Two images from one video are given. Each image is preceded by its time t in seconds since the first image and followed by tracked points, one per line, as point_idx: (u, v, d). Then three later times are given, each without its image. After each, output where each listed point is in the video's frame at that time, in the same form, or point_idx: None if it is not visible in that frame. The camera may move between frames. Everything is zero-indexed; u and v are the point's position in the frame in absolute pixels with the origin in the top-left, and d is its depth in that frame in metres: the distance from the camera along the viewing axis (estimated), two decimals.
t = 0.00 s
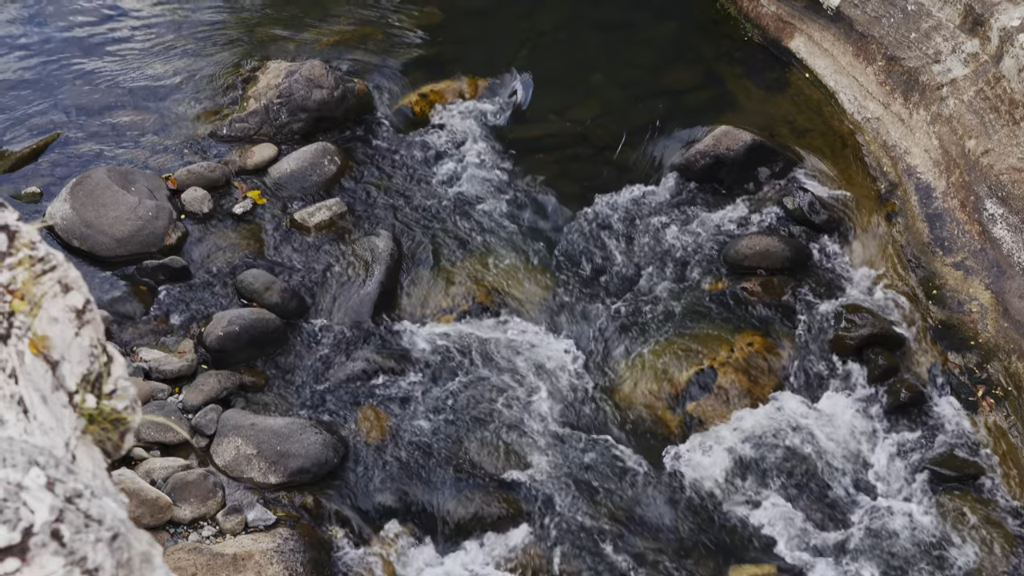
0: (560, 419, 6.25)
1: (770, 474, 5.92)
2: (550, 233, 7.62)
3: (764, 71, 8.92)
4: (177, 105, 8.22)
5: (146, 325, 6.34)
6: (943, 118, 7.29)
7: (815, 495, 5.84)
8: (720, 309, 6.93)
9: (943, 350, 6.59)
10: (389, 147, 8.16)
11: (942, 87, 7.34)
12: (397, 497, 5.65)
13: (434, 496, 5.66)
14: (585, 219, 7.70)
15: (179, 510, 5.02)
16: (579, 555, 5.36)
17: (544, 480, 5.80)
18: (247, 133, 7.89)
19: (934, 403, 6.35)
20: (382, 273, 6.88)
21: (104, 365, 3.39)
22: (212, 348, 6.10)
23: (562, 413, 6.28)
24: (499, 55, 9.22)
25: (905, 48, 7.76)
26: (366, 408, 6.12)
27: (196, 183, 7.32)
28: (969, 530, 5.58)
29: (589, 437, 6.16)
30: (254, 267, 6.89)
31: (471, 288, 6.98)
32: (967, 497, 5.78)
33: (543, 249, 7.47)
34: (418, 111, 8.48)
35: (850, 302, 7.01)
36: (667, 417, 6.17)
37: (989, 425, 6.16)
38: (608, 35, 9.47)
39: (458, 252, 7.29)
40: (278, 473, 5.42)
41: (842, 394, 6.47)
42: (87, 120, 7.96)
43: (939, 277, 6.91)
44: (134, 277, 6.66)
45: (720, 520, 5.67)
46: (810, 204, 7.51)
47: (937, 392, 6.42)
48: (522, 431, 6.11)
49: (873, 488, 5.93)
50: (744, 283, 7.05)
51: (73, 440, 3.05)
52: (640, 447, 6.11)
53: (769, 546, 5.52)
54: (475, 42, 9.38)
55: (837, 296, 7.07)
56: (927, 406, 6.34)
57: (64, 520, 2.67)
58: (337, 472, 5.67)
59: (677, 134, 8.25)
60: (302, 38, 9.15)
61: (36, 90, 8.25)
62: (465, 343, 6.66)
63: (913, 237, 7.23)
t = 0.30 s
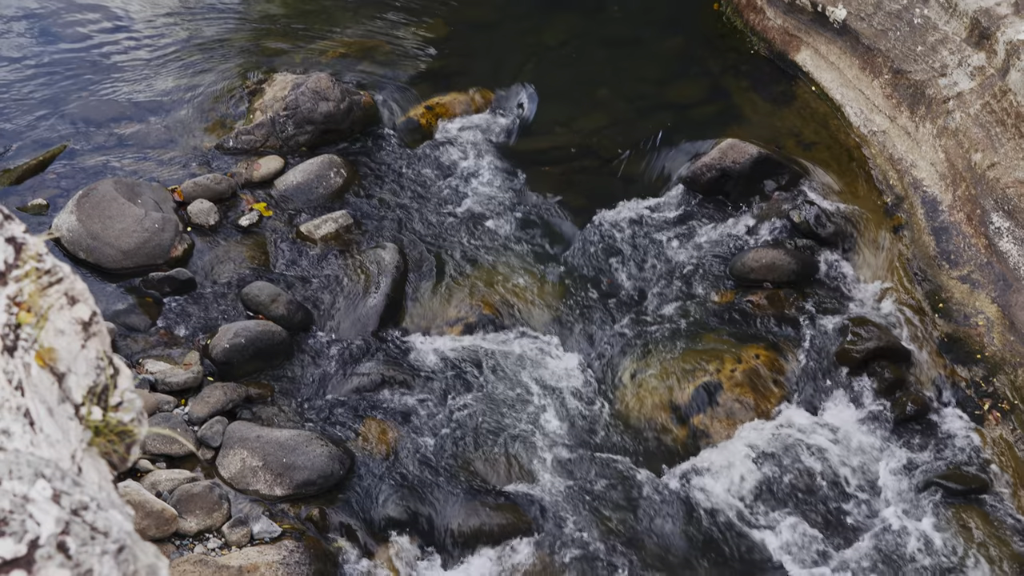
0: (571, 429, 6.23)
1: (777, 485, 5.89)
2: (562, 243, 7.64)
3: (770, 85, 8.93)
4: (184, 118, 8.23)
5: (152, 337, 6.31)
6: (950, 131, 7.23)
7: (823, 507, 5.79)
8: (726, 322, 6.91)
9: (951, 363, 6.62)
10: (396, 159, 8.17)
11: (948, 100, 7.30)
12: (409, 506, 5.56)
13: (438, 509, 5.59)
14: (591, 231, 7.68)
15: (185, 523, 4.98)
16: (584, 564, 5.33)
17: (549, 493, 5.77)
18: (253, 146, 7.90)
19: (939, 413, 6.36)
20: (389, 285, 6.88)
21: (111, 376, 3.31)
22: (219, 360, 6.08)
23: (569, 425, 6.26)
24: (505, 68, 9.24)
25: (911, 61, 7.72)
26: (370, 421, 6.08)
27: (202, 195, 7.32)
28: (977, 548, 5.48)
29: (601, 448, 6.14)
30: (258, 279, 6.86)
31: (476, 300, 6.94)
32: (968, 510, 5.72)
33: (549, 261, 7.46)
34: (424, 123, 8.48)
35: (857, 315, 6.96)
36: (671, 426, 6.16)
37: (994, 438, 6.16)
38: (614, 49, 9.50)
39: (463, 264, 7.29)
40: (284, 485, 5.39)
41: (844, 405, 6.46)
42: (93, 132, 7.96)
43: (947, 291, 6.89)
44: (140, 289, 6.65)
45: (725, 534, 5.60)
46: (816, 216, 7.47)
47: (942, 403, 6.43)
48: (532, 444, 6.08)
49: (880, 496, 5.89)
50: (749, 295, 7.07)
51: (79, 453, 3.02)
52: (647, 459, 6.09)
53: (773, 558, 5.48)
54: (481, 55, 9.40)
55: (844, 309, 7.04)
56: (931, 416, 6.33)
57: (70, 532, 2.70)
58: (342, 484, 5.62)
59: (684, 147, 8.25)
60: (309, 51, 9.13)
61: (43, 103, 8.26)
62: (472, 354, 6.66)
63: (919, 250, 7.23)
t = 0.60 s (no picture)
0: (580, 437, 6.23)
1: (785, 496, 5.87)
2: (570, 254, 7.62)
3: (775, 97, 8.90)
4: (190, 129, 8.24)
5: (157, 348, 6.30)
6: (956, 143, 7.21)
7: (829, 519, 5.78)
8: (731, 335, 6.88)
9: (956, 377, 6.55)
10: (401, 170, 8.17)
11: (954, 113, 7.25)
12: (413, 517, 5.54)
13: (446, 520, 5.56)
14: (597, 244, 7.68)
15: (190, 534, 4.96)
16: None
17: (555, 505, 5.73)
18: (259, 157, 7.90)
19: (947, 425, 6.31)
20: (394, 297, 6.84)
21: (116, 389, 3.32)
22: (224, 372, 6.07)
23: (575, 437, 6.21)
24: (511, 80, 9.24)
25: (917, 73, 7.67)
26: (374, 434, 6.04)
27: (208, 207, 7.32)
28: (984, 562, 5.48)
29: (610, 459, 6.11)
30: (264, 291, 6.83)
31: (480, 314, 6.92)
32: (977, 524, 5.72)
33: (555, 269, 7.48)
34: (430, 135, 8.49)
35: (862, 329, 6.95)
36: (674, 441, 6.09)
37: (1002, 451, 6.10)
38: (619, 60, 9.47)
39: (468, 275, 7.30)
40: (290, 496, 5.37)
41: (849, 416, 6.43)
42: (100, 144, 7.97)
43: (952, 303, 6.86)
44: (146, 300, 6.64)
45: (732, 547, 5.58)
46: (822, 229, 7.53)
47: (949, 416, 6.37)
48: (542, 455, 6.06)
49: (889, 510, 5.84)
50: (755, 308, 7.03)
51: (85, 464, 3.01)
52: (651, 471, 6.06)
53: (781, 566, 5.49)
54: (487, 67, 9.39)
55: (850, 321, 7.01)
56: (939, 429, 6.28)
57: (77, 543, 2.71)
58: (348, 496, 5.58)
59: (689, 159, 8.24)
60: (315, 63, 9.12)
61: (49, 113, 8.28)
62: (478, 366, 6.63)
63: (925, 262, 7.19)
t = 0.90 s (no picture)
0: (587, 448, 6.20)
1: (790, 506, 5.89)
2: (575, 268, 7.60)
3: (782, 108, 8.88)
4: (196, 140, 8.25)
5: (163, 359, 6.29)
6: (962, 155, 7.19)
7: (833, 528, 5.79)
8: (738, 347, 6.86)
9: (962, 389, 6.51)
10: (407, 181, 8.18)
11: (961, 125, 7.24)
12: (417, 527, 5.52)
13: (449, 531, 5.55)
14: (603, 254, 7.67)
15: (196, 545, 4.93)
16: None
17: (559, 516, 5.71)
18: (266, 168, 7.91)
19: (950, 440, 6.27)
20: (401, 308, 6.85)
21: (122, 400, 3.29)
22: (230, 383, 6.06)
23: (582, 449, 6.19)
24: (517, 92, 9.24)
25: (923, 85, 7.63)
26: (381, 447, 6.01)
27: (215, 218, 7.32)
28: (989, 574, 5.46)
29: (616, 470, 6.09)
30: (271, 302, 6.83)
31: (488, 326, 6.92)
32: (983, 537, 5.69)
33: (562, 280, 7.47)
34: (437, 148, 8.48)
35: (867, 340, 6.92)
36: (680, 453, 6.08)
37: (1010, 464, 6.05)
38: (626, 71, 9.46)
39: (474, 285, 7.29)
40: (296, 508, 5.35)
41: (855, 427, 6.40)
42: (106, 155, 7.99)
43: (958, 315, 6.83)
44: (153, 311, 6.64)
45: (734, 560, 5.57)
46: (828, 241, 7.49)
47: (956, 429, 6.34)
48: (550, 467, 6.03)
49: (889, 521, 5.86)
50: (762, 319, 7.02)
51: (91, 476, 3.00)
52: (658, 480, 6.04)
53: (786, 574, 5.51)
54: (493, 79, 9.41)
55: (857, 333, 6.98)
56: (942, 443, 6.26)
57: (83, 555, 2.71)
58: (354, 507, 5.56)
59: (696, 171, 8.23)
60: (322, 75, 9.14)
61: (56, 124, 8.29)
62: (485, 377, 6.61)
63: (931, 274, 7.17)
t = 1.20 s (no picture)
0: (595, 458, 6.18)
1: (797, 515, 5.87)
2: (573, 277, 7.60)
3: (789, 121, 8.88)
4: (203, 152, 8.26)
5: (170, 370, 6.28)
6: (968, 168, 7.18)
7: (839, 535, 5.78)
8: (744, 359, 6.84)
9: (968, 402, 6.48)
10: (413, 193, 8.18)
11: (967, 137, 7.23)
12: (424, 540, 5.44)
13: (455, 542, 5.51)
14: (610, 266, 7.66)
15: (201, 556, 4.89)
16: None
17: (566, 528, 5.67)
18: (272, 179, 7.92)
19: (957, 450, 6.24)
20: (407, 320, 6.85)
21: (130, 412, 3.24)
22: (236, 395, 6.05)
23: (590, 461, 6.15)
24: (524, 103, 9.25)
25: (930, 97, 7.64)
26: (388, 455, 6.01)
27: (221, 230, 7.32)
28: None
29: (623, 479, 6.06)
30: (278, 313, 6.83)
31: (493, 337, 6.86)
32: (989, 550, 5.64)
33: (569, 292, 7.47)
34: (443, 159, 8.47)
35: (872, 352, 6.88)
36: (686, 464, 6.06)
37: (1018, 475, 6.02)
38: (632, 83, 9.48)
39: (480, 297, 7.28)
40: (301, 519, 5.31)
41: (862, 440, 6.38)
42: (113, 166, 8.00)
43: (964, 328, 6.81)
44: (159, 323, 6.63)
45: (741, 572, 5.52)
46: (835, 253, 7.44)
47: (963, 442, 6.31)
48: (560, 478, 6.00)
49: (898, 535, 5.81)
50: (769, 331, 7.01)
51: (98, 487, 2.97)
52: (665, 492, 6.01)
53: None
54: (500, 91, 9.42)
55: (863, 344, 6.97)
56: (949, 456, 6.21)
57: (89, 566, 2.70)
58: (360, 518, 5.53)
59: (702, 183, 8.23)
60: (329, 86, 9.16)
61: (63, 135, 8.31)
62: (492, 388, 6.58)
63: (938, 286, 7.15)
